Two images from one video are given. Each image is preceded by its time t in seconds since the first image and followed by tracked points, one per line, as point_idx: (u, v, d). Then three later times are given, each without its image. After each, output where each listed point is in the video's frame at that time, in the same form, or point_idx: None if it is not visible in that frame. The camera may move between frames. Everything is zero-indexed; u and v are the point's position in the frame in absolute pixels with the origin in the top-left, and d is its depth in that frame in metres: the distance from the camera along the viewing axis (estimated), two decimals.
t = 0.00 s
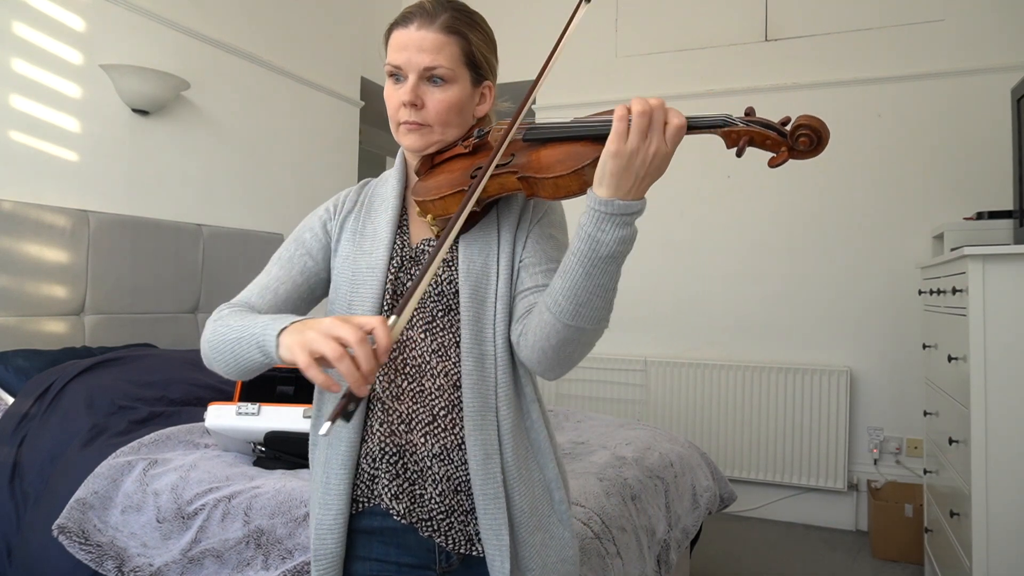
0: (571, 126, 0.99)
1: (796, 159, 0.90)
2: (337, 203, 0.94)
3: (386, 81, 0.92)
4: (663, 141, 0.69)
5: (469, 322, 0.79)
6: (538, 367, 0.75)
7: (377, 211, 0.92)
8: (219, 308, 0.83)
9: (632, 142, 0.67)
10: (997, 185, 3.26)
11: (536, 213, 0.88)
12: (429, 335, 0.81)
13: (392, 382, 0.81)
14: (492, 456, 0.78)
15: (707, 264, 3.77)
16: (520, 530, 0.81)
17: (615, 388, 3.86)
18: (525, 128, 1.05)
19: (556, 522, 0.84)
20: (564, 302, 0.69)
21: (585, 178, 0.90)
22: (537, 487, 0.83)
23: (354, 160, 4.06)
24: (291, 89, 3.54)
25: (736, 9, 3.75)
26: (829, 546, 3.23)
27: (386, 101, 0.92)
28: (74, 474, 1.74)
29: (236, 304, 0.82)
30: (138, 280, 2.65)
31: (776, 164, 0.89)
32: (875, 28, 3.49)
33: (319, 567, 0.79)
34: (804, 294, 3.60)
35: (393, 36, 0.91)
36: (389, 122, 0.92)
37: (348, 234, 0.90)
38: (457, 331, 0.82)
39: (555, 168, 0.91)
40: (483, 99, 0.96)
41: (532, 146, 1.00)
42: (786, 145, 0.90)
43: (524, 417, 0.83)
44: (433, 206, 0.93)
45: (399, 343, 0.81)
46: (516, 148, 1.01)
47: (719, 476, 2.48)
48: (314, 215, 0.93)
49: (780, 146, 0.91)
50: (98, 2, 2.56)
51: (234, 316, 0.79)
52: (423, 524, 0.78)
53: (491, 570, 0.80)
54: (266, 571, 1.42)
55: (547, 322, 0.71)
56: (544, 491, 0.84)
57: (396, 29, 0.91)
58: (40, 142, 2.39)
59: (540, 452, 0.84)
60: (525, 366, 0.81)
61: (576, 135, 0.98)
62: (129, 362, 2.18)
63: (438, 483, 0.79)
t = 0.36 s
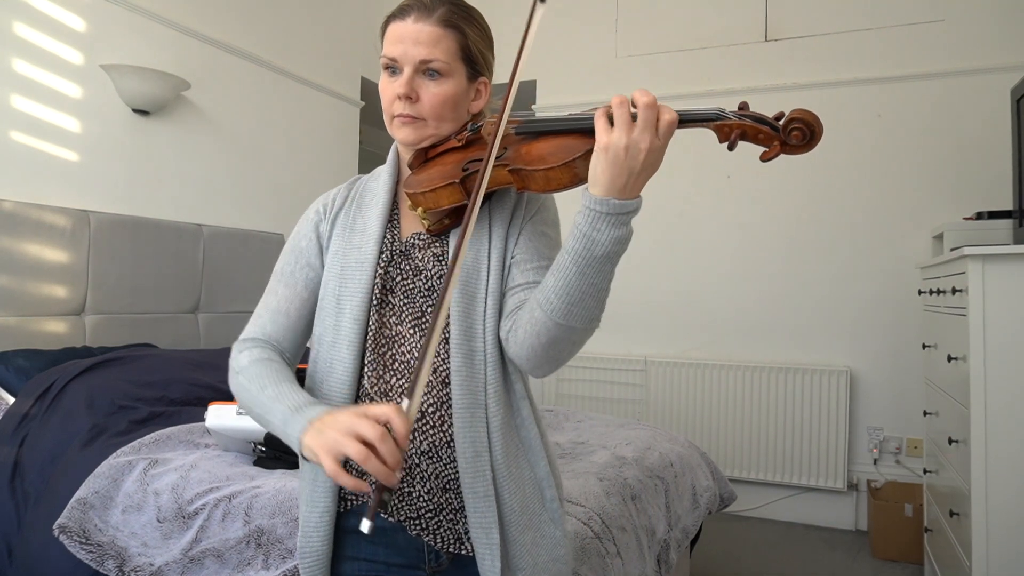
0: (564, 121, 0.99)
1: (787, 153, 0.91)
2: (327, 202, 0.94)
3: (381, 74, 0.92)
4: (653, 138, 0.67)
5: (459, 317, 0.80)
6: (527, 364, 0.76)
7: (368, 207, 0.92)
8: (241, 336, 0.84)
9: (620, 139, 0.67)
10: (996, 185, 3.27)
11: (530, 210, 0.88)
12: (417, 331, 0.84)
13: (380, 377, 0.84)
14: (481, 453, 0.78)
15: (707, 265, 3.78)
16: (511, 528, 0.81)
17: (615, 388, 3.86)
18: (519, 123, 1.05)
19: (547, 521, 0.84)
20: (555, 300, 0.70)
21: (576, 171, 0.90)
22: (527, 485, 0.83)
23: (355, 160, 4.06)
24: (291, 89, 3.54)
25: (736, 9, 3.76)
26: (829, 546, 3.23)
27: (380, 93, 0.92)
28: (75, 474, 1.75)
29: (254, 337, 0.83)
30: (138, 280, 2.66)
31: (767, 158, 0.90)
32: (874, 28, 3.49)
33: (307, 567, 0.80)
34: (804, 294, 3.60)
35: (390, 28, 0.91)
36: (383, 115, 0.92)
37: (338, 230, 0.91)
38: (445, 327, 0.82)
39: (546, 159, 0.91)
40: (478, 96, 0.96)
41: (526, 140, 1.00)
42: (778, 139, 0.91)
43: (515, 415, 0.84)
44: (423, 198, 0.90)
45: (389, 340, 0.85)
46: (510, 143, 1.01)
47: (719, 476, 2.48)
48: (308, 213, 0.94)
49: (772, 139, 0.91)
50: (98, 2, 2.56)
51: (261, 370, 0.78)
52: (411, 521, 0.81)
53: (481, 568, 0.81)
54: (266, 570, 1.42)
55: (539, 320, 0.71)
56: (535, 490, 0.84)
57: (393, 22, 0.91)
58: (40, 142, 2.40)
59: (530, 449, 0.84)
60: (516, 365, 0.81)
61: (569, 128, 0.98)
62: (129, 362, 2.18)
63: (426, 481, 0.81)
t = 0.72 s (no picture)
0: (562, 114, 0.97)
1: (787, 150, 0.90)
2: (320, 198, 0.95)
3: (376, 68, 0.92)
4: (607, 127, 0.68)
5: (451, 315, 0.80)
6: (511, 363, 0.76)
7: (361, 202, 0.92)
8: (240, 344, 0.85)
9: (574, 133, 0.68)
10: (997, 185, 3.27)
11: (523, 207, 0.89)
12: (409, 326, 0.84)
13: (371, 374, 0.83)
14: (472, 450, 0.78)
15: (707, 264, 3.77)
16: (501, 526, 0.81)
17: (615, 387, 3.85)
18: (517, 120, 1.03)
19: (539, 517, 0.84)
20: (535, 303, 0.70)
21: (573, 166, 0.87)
22: (519, 481, 0.83)
23: (355, 160, 4.06)
24: (291, 89, 3.54)
25: (736, 9, 3.75)
26: (829, 546, 3.23)
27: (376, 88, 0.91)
28: (74, 474, 1.74)
29: (253, 344, 0.84)
30: (138, 280, 2.66)
31: (766, 154, 0.89)
32: (874, 28, 3.49)
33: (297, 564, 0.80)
34: (805, 294, 3.60)
35: (385, 22, 0.91)
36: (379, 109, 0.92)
37: (330, 224, 0.91)
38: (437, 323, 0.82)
39: (543, 154, 0.87)
40: (473, 91, 0.96)
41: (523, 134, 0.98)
42: (779, 136, 0.90)
43: (506, 411, 0.84)
44: (418, 192, 0.89)
45: (381, 336, 0.84)
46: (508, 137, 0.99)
47: (719, 476, 2.48)
48: (302, 209, 0.95)
49: (772, 137, 0.90)
50: (98, 2, 2.56)
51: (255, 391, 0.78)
52: (401, 518, 0.81)
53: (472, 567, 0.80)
54: (266, 571, 1.42)
55: (519, 322, 0.72)
56: (527, 487, 0.84)
57: (388, 16, 0.91)
58: (40, 142, 2.39)
59: (522, 446, 0.84)
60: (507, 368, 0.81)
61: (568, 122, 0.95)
62: (129, 362, 2.18)
63: (417, 477, 0.80)
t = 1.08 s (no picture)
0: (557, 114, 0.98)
1: (781, 151, 0.89)
2: (313, 195, 0.95)
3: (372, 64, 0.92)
4: (591, 111, 0.71)
5: (438, 310, 0.80)
6: (490, 359, 0.75)
7: (352, 199, 0.92)
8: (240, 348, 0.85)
9: (558, 116, 0.71)
10: (996, 185, 3.27)
11: (514, 205, 0.89)
12: (397, 324, 0.84)
13: (359, 372, 0.83)
14: (460, 448, 0.78)
15: (707, 265, 3.77)
16: (490, 524, 0.81)
17: (615, 388, 3.86)
18: (513, 120, 1.05)
19: (528, 515, 0.85)
20: (510, 292, 0.70)
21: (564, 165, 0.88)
22: (508, 479, 0.83)
23: (355, 160, 4.06)
24: (291, 89, 3.54)
25: (736, 9, 3.75)
26: (829, 546, 3.23)
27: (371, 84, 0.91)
28: (74, 474, 1.74)
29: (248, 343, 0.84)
30: (138, 279, 2.65)
31: (760, 155, 0.88)
32: (874, 28, 3.49)
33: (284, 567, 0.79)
34: (804, 294, 3.59)
35: (380, 19, 0.91)
36: (374, 106, 0.92)
37: (322, 222, 0.91)
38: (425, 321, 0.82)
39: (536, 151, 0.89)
40: (469, 89, 0.96)
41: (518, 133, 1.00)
42: (772, 137, 0.90)
43: (494, 409, 0.84)
44: (410, 188, 0.89)
45: (371, 335, 0.84)
46: (503, 136, 1.01)
47: (719, 476, 2.48)
48: (296, 207, 0.95)
49: (766, 138, 0.90)
50: (99, 2, 2.56)
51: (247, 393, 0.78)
52: (390, 516, 0.81)
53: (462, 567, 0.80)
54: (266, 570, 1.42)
55: (496, 313, 0.71)
56: (516, 483, 0.84)
57: (384, 12, 0.91)
58: (40, 142, 2.39)
59: (511, 444, 0.84)
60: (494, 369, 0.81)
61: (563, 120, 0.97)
62: (129, 362, 2.18)
63: (406, 476, 0.80)
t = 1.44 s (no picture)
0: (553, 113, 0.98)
1: (778, 152, 0.90)
2: (305, 190, 0.95)
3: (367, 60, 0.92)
4: (596, 109, 0.71)
5: (431, 307, 0.80)
6: (483, 355, 0.75)
7: (345, 197, 0.92)
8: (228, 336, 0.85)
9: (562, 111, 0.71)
10: (996, 185, 3.27)
11: (507, 203, 0.89)
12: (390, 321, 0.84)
13: (351, 368, 0.83)
14: (453, 447, 0.78)
15: (708, 265, 3.77)
16: (483, 522, 0.81)
17: (615, 388, 3.86)
18: (508, 118, 1.05)
19: (522, 513, 0.85)
20: (504, 290, 0.70)
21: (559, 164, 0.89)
22: (501, 477, 0.83)
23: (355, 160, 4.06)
24: (291, 89, 3.54)
25: (736, 8, 3.75)
26: (829, 546, 3.23)
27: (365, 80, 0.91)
28: (74, 474, 1.74)
29: (238, 336, 0.84)
30: (138, 280, 2.66)
31: (758, 155, 0.89)
32: (874, 28, 3.49)
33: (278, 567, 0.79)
34: (804, 294, 3.59)
35: (377, 15, 0.91)
36: (368, 103, 0.92)
37: (314, 218, 0.91)
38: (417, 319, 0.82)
39: (533, 149, 0.90)
40: (463, 87, 0.96)
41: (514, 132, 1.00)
42: (770, 137, 0.90)
43: (487, 407, 0.84)
44: (404, 186, 0.90)
45: (363, 329, 0.84)
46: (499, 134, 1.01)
47: (719, 476, 2.48)
48: (286, 201, 0.95)
49: (763, 138, 0.90)
50: (98, 2, 2.56)
51: (240, 378, 0.78)
52: (384, 515, 0.81)
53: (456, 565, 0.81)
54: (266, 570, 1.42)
55: (489, 309, 0.71)
56: (509, 482, 0.84)
57: (381, 8, 0.91)
58: (41, 142, 2.39)
59: (504, 443, 0.84)
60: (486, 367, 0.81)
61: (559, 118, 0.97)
62: (129, 362, 2.18)
63: (400, 474, 0.80)
